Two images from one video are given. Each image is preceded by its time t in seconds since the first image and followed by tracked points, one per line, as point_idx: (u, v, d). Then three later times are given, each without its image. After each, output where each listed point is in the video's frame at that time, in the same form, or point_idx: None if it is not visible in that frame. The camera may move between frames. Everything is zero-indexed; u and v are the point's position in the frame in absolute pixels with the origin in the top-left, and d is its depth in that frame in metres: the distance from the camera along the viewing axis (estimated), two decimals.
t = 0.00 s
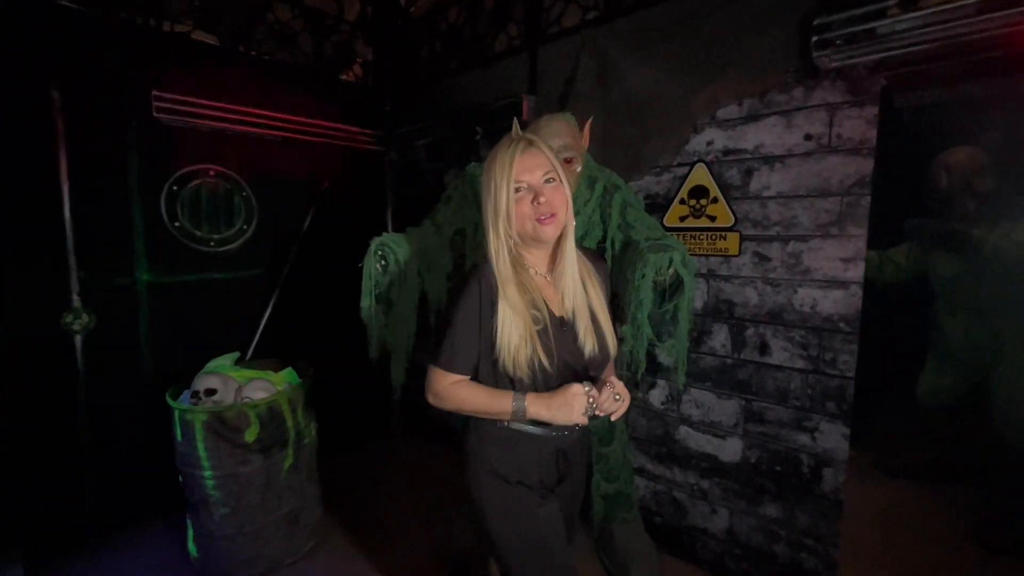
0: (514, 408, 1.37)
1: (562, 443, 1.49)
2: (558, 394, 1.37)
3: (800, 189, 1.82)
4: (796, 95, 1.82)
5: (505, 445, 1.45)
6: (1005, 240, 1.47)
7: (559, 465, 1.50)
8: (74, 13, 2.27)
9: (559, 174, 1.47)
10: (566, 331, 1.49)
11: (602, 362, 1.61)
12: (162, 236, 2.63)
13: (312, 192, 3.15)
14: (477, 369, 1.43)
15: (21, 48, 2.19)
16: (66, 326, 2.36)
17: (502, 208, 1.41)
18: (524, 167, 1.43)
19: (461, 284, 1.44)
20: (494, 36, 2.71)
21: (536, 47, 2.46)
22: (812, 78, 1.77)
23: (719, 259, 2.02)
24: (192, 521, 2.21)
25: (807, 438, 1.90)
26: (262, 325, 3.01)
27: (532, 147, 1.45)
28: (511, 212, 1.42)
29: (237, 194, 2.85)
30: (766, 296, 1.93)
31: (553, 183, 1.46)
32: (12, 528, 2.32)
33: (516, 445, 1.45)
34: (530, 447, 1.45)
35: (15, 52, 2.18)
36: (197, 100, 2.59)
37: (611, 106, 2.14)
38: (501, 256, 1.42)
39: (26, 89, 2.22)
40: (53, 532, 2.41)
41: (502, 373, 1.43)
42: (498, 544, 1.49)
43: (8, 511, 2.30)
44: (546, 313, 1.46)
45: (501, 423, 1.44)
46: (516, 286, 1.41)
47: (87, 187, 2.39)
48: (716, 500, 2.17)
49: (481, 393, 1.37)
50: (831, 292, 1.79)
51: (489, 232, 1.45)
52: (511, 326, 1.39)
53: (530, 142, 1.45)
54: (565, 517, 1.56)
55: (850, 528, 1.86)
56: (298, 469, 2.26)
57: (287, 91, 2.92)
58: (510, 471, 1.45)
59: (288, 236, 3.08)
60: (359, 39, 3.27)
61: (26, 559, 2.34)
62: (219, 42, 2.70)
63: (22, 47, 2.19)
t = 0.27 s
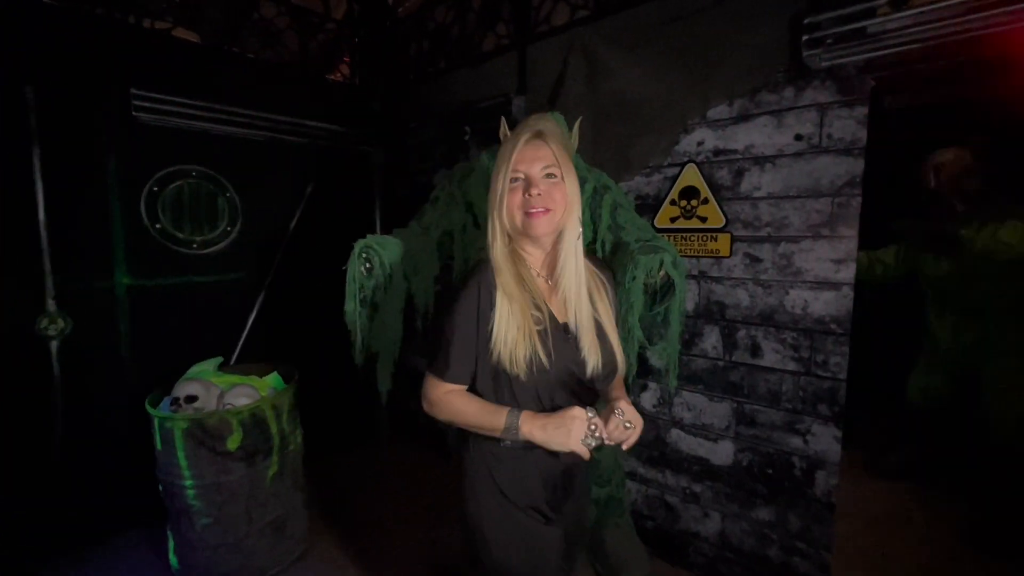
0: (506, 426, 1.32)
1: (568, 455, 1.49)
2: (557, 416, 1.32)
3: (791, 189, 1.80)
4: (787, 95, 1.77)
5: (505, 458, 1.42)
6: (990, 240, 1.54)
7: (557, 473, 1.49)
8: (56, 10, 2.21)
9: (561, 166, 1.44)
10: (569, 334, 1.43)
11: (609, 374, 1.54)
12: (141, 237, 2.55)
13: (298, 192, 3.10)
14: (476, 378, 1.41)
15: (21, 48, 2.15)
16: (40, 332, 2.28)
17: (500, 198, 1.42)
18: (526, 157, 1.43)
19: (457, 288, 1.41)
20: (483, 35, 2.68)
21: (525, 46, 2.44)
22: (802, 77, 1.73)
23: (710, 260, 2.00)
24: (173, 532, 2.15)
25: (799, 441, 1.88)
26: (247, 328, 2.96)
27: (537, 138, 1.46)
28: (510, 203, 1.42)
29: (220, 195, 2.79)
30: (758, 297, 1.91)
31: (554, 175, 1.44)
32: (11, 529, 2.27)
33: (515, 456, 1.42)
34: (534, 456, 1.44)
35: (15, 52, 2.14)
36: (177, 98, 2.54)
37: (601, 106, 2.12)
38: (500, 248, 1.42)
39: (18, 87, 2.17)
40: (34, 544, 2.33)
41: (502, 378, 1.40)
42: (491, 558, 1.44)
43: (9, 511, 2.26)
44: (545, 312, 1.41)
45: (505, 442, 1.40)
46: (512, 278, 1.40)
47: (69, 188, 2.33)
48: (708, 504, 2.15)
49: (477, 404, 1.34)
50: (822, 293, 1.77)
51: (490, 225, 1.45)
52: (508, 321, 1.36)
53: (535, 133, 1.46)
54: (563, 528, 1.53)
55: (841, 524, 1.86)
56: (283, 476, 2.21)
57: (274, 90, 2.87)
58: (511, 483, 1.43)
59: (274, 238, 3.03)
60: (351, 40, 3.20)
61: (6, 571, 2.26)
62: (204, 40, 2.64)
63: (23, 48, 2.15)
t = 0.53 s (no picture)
0: (468, 376, 1.21)
1: (581, 471, 1.41)
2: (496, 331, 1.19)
3: (782, 189, 1.79)
4: (778, 94, 1.75)
5: (512, 469, 1.36)
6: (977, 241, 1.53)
7: (570, 491, 1.40)
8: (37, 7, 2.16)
9: (566, 163, 1.40)
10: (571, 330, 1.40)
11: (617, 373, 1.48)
12: (120, 239, 2.49)
13: (284, 192, 3.05)
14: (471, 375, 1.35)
15: (21, 48, 2.15)
16: (15, 337, 2.19)
17: (502, 192, 1.36)
18: (530, 151, 1.37)
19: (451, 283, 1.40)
20: (472, 34, 2.64)
21: (514, 46, 2.40)
22: (793, 77, 1.72)
23: (702, 261, 1.98)
24: (153, 543, 2.09)
25: (792, 442, 1.87)
26: (231, 332, 2.90)
27: (544, 131, 1.39)
28: (513, 199, 1.36)
29: (204, 196, 2.73)
30: (750, 298, 1.89)
31: (558, 172, 1.39)
32: None
33: (523, 470, 1.36)
34: (542, 473, 1.36)
35: (16, 53, 2.14)
36: (157, 96, 2.47)
37: (592, 106, 2.11)
38: (500, 242, 1.38)
39: (18, 87, 2.16)
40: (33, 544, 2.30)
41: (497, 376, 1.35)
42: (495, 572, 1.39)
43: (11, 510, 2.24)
44: (542, 307, 1.38)
45: (510, 452, 1.35)
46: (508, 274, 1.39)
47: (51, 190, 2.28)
48: (701, 508, 2.12)
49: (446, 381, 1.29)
50: (813, 295, 1.76)
51: (489, 219, 1.41)
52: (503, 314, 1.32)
53: (544, 126, 1.40)
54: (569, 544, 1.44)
55: (835, 527, 1.85)
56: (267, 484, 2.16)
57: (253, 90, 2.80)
58: (517, 500, 1.36)
59: (260, 239, 2.97)
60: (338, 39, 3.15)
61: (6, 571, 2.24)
62: (187, 39, 2.58)
63: (23, 48, 2.15)
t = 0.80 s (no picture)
0: (464, 386, 1.17)
1: (580, 488, 1.35)
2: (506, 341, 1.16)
3: (770, 190, 1.77)
4: (764, 93, 1.74)
5: (504, 486, 1.31)
6: (963, 242, 1.50)
7: (570, 509, 1.35)
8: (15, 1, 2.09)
9: (560, 172, 1.33)
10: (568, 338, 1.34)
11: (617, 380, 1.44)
12: (92, 240, 2.41)
13: (266, 192, 2.98)
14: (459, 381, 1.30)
15: (20, 48, 2.11)
16: None
17: (491, 203, 1.30)
18: (522, 159, 1.29)
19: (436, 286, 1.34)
20: (459, 32, 2.59)
21: (500, 43, 2.36)
22: (781, 76, 1.71)
23: (690, 261, 1.96)
24: (128, 554, 2.03)
25: (780, 444, 1.87)
26: (211, 335, 2.83)
27: (537, 137, 1.31)
28: (503, 209, 1.31)
29: (182, 196, 2.66)
30: (738, 299, 1.87)
31: (551, 182, 1.33)
32: None
33: (515, 486, 1.31)
34: (536, 489, 1.31)
35: (15, 52, 2.10)
36: (132, 94, 2.36)
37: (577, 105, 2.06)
38: (489, 251, 1.32)
39: (17, 87, 2.13)
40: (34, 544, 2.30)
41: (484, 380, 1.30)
42: None
43: (9, 511, 2.23)
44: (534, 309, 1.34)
45: (503, 467, 1.29)
46: (500, 280, 1.32)
47: (21, 193, 2.20)
48: (689, 510, 2.10)
49: (438, 391, 1.24)
50: (802, 295, 1.75)
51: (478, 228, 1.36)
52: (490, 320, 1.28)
53: (537, 131, 1.31)
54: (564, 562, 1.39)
55: (824, 528, 1.83)
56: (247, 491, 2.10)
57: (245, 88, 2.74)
58: (510, 518, 1.31)
59: (242, 240, 2.91)
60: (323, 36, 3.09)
61: (6, 572, 2.23)
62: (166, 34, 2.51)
63: (22, 48, 2.11)
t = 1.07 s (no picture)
0: (509, 437, 1.15)
1: (578, 499, 1.31)
2: (571, 423, 1.16)
3: (761, 190, 1.75)
4: (756, 93, 1.74)
5: (498, 495, 1.27)
6: (954, 241, 1.56)
7: (567, 520, 1.31)
8: None
9: (567, 173, 1.26)
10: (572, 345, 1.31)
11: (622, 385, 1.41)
12: (75, 242, 2.36)
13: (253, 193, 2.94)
14: (463, 394, 1.22)
15: (20, 48, 2.11)
16: None
17: (494, 207, 1.23)
18: (527, 161, 1.22)
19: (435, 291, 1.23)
20: (449, 31, 2.57)
21: (490, 42, 2.34)
22: (772, 75, 1.70)
23: (682, 262, 1.95)
24: (110, 563, 1.98)
25: (773, 446, 1.84)
26: (198, 339, 2.79)
27: (542, 136, 1.24)
28: (506, 213, 1.24)
29: (167, 196, 2.61)
30: (730, 300, 1.86)
31: (557, 184, 1.26)
32: None
33: (510, 496, 1.27)
34: (530, 499, 1.27)
35: (15, 52, 2.11)
36: (114, 90, 2.30)
37: (569, 105, 2.04)
38: (493, 257, 1.24)
39: (18, 87, 2.13)
40: (37, 543, 2.31)
41: (489, 389, 1.23)
42: None
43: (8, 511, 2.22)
44: (541, 315, 1.27)
45: (497, 476, 1.24)
46: (507, 288, 1.24)
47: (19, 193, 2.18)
48: (682, 513, 2.08)
49: (469, 425, 1.16)
50: (794, 296, 1.73)
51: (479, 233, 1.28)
52: (496, 327, 1.20)
53: (542, 129, 1.24)
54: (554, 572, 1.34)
55: (815, 533, 1.82)
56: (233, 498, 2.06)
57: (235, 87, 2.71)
58: (501, 530, 1.27)
59: (230, 242, 2.87)
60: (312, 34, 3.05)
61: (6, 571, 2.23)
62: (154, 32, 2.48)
63: (22, 48, 2.11)
